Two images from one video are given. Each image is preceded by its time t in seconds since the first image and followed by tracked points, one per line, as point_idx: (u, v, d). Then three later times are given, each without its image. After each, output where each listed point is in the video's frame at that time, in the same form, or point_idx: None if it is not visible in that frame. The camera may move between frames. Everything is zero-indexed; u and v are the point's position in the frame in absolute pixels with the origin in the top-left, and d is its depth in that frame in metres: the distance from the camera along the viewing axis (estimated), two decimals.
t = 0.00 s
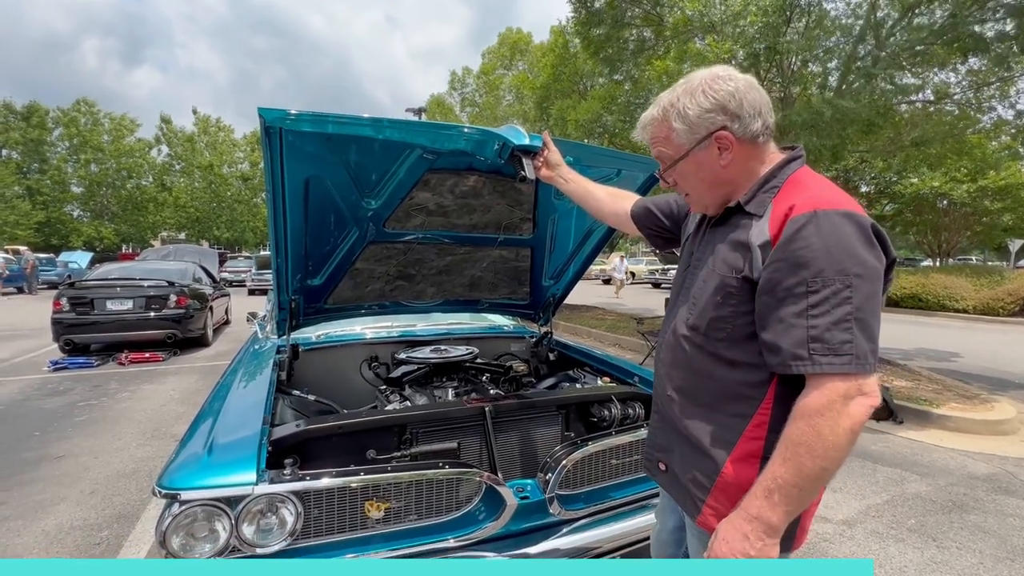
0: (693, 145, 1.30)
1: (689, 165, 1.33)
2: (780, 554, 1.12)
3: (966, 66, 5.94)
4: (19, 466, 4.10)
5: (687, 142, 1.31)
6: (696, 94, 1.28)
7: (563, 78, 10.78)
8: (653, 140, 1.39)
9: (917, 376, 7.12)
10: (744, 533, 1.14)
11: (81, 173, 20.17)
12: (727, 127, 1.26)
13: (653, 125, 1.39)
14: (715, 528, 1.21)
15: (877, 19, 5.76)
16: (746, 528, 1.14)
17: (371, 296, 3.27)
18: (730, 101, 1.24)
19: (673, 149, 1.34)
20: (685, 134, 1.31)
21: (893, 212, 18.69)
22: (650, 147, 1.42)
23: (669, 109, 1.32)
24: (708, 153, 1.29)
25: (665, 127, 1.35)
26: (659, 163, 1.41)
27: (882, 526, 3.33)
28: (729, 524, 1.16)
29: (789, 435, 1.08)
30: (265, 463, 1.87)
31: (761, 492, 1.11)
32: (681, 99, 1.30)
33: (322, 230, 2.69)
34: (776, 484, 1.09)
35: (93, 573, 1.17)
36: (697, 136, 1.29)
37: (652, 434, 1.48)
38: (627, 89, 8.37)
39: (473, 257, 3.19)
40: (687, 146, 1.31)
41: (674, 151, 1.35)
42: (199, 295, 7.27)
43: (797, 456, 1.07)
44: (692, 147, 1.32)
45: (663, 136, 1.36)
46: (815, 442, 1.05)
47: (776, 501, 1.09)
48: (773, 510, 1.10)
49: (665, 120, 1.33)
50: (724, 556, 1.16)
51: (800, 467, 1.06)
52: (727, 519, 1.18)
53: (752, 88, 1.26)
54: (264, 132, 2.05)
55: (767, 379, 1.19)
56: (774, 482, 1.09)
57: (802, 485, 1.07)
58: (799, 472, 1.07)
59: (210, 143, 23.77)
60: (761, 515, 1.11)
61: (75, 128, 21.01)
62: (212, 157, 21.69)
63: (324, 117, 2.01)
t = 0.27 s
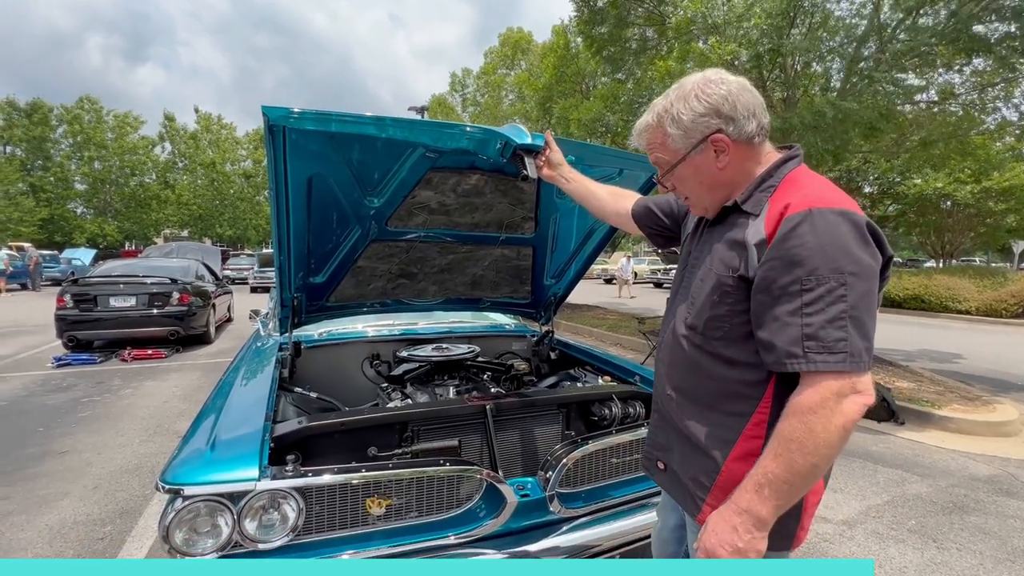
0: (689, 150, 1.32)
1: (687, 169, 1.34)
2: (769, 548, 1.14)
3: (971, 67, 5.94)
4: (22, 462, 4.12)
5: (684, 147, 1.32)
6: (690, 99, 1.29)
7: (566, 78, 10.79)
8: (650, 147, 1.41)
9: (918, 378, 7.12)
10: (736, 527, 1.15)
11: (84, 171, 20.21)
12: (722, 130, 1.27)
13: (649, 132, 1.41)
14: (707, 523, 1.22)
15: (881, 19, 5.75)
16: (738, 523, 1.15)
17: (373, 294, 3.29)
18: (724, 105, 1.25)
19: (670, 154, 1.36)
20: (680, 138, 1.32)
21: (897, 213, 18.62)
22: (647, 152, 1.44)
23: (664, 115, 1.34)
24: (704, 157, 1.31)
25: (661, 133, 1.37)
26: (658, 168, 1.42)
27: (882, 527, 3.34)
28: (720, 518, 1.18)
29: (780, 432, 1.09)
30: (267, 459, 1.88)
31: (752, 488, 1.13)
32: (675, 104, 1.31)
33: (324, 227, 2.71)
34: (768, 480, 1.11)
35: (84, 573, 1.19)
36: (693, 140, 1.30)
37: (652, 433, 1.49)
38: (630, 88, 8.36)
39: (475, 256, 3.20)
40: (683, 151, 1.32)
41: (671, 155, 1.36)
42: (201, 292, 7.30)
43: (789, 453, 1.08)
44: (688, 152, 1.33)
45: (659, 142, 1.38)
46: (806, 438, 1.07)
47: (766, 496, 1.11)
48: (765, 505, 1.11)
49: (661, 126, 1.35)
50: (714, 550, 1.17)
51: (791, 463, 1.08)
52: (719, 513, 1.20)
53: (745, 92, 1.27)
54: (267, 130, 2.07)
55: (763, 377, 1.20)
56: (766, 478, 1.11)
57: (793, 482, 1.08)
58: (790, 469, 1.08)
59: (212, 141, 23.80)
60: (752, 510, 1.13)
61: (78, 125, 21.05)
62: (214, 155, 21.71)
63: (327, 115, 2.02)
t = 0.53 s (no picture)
0: (688, 150, 1.34)
1: (685, 169, 1.36)
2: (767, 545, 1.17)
3: (974, 67, 5.94)
4: (28, 456, 4.18)
5: (682, 147, 1.34)
6: (688, 100, 1.31)
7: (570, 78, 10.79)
8: (647, 146, 1.42)
9: (920, 379, 7.12)
10: (733, 523, 1.18)
11: (89, 168, 20.30)
12: (720, 130, 1.29)
13: (646, 132, 1.43)
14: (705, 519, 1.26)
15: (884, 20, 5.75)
16: (735, 519, 1.18)
17: (375, 292, 3.33)
18: (722, 106, 1.28)
19: (668, 154, 1.38)
20: (679, 138, 1.34)
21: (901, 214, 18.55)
22: (644, 153, 1.46)
23: (662, 115, 1.36)
24: (703, 157, 1.33)
25: (659, 133, 1.39)
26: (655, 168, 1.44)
27: (881, 527, 3.36)
28: (717, 514, 1.20)
29: (777, 429, 1.12)
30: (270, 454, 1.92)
31: (749, 484, 1.16)
32: (673, 104, 1.34)
33: (328, 226, 2.74)
34: (764, 476, 1.14)
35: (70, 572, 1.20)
36: (692, 140, 1.33)
37: (651, 431, 1.52)
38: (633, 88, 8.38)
39: (477, 254, 3.24)
40: (682, 150, 1.34)
41: (669, 155, 1.38)
42: (205, 290, 7.35)
43: (785, 449, 1.11)
44: (686, 151, 1.35)
45: (657, 142, 1.39)
46: (801, 434, 1.10)
47: (762, 492, 1.14)
48: (762, 501, 1.14)
49: (660, 126, 1.37)
50: (712, 546, 1.21)
51: (788, 459, 1.10)
52: (716, 510, 1.23)
53: (742, 93, 1.30)
54: (271, 129, 2.11)
55: (760, 374, 1.23)
56: (762, 474, 1.14)
57: (789, 477, 1.11)
58: (786, 464, 1.11)
59: (216, 139, 23.86)
60: (748, 506, 1.16)
61: (83, 123, 21.14)
62: (217, 153, 21.76)
63: (331, 115, 2.06)
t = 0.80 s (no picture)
0: (696, 140, 1.37)
1: (690, 160, 1.39)
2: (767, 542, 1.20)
3: (979, 68, 5.95)
4: (34, 451, 4.23)
5: (690, 137, 1.37)
6: (701, 90, 1.34)
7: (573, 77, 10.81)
8: (654, 134, 1.44)
9: (922, 380, 7.13)
10: (733, 521, 1.21)
11: (94, 166, 20.42)
12: (729, 124, 1.33)
13: (653, 121, 1.45)
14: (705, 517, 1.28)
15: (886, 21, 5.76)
16: (735, 517, 1.21)
17: (377, 290, 3.37)
18: (734, 98, 1.32)
19: (675, 144, 1.40)
20: (688, 129, 1.37)
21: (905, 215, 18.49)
22: (648, 143, 1.48)
23: (673, 104, 1.38)
24: (710, 149, 1.36)
25: (667, 123, 1.41)
26: (658, 158, 1.46)
27: (880, 527, 3.39)
28: (717, 513, 1.23)
29: (775, 426, 1.15)
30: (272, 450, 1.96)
31: (748, 481, 1.19)
32: (686, 94, 1.36)
33: (330, 224, 2.78)
34: (763, 473, 1.17)
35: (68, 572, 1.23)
36: (700, 132, 1.36)
37: (649, 430, 1.55)
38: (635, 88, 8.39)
39: (478, 254, 3.27)
40: (689, 140, 1.37)
41: (676, 145, 1.40)
42: (209, 287, 7.41)
43: (784, 447, 1.14)
44: (693, 142, 1.38)
45: (664, 131, 1.41)
46: (800, 431, 1.12)
47: (762, 490, 1.16)
48: (761, 498, 1.17)
49: (669, 114, 1.39)
50: (712, 543, 1.23)
51: (787, 456, 1.13)
52: (716, 508, 1.25)
53: (752, 91, 1.35)
54: (275, 129, 2.15)
55: (757, 373, 1.26)
56: (762, 472, 1.16)
57: (788, 474, 1.14)
58: (785, 461, 1.14)
59: (220, 138, 23.95)
60: (748, 504, 1.19)
61: (88, 121, 21.25)
62: (222, 152, 21.83)
63: (334, 115, 2.09)
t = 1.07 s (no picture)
0: (702, 136, 1.40)
1: (695, 155, 1.42)
2: (753, 535, 1.24)
3: (984, 68, 5.94)
4: (40, 447, 4.30)
5: (697, 132, 1.40)
6: (713, 87, 1.38)
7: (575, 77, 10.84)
8: (660, 125, 1.45)
9: (924, 381, 7.14)
10: (722, 514, 1.25)
11: (100, 164, 20.56)
12: (738, 123, 1.37)
13: (660, 113, 1.47)
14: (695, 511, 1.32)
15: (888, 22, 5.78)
16: (723, 510, 1.25)
17: (378, 289, 3.42)
18: (745, 99, 1.36)
19: (681, 138, 1.43)
20: (696, 124, 1.40)
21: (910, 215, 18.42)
22: (652, 134, 1.49)
23: (684, 97, 1.41)
24: (715, 146, 1.40)
25: (676, 115, 1.42)
26: (660, 150, 1.48)
27: (877, 527, 3.42)
28: (706, 506, 1.27)
29: (766, 422, 1.19)
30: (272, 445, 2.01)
31: (738, 475, 1.23)
32: (698, 88, 1.39)
33: (331, 223, 2.82)
34: (753, 468, 1.20)
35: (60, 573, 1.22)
36: (708, 128, 1.39)
37: (641, 427, 1.59)
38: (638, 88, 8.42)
39: (477, 253, 3.32)
40: (697, 136, 1.40)
41: (682, 139, 1.43)
42: (213, 285, 7.48)
43: (773, 442, 1.18)
44: (700, 138, 1.41)
45: (672, 123, 1.43)
46: (789, 426, 1.16)
47: (751, 484, 1.20)
48: (750, 492, 1.21)
49: (680, 107, 1.41)
50: (701, 535, 1.27)
51: (776, 451, 1.17)
52: (705, 502, 1.29)
53: (760, 94, 1.40)
54: (277, 128, 2.19)
55: (749, 370, 1.30)
56: (751, 466, 1.20)
57: (777, 468, 1.18)
58: (773, 456, 1.18)
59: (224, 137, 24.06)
60: (737, 497, 1.23)
61: (94, 119, 21.40)
62: (226, 151, 21.94)
63: (334, 116, 2.14)
